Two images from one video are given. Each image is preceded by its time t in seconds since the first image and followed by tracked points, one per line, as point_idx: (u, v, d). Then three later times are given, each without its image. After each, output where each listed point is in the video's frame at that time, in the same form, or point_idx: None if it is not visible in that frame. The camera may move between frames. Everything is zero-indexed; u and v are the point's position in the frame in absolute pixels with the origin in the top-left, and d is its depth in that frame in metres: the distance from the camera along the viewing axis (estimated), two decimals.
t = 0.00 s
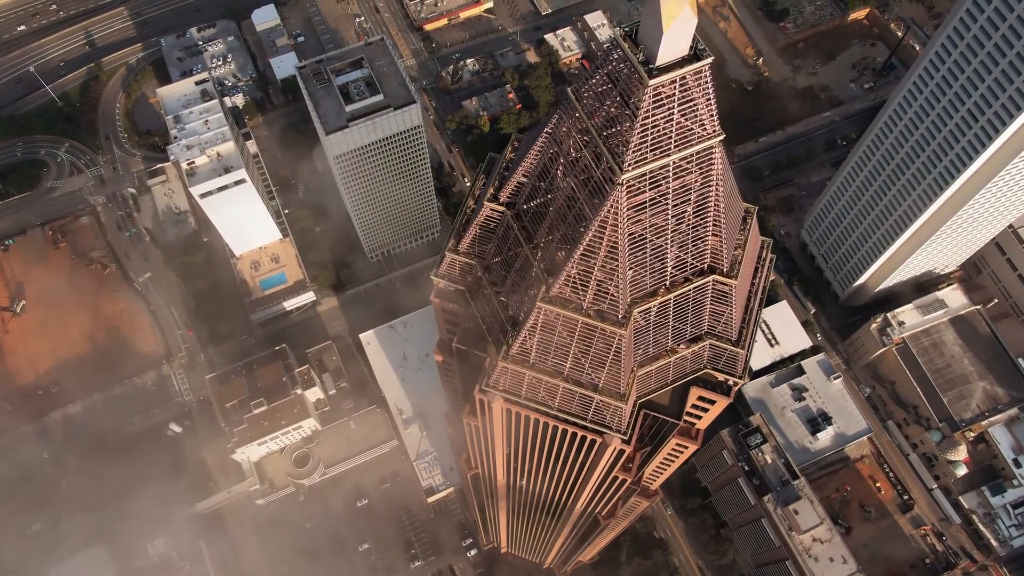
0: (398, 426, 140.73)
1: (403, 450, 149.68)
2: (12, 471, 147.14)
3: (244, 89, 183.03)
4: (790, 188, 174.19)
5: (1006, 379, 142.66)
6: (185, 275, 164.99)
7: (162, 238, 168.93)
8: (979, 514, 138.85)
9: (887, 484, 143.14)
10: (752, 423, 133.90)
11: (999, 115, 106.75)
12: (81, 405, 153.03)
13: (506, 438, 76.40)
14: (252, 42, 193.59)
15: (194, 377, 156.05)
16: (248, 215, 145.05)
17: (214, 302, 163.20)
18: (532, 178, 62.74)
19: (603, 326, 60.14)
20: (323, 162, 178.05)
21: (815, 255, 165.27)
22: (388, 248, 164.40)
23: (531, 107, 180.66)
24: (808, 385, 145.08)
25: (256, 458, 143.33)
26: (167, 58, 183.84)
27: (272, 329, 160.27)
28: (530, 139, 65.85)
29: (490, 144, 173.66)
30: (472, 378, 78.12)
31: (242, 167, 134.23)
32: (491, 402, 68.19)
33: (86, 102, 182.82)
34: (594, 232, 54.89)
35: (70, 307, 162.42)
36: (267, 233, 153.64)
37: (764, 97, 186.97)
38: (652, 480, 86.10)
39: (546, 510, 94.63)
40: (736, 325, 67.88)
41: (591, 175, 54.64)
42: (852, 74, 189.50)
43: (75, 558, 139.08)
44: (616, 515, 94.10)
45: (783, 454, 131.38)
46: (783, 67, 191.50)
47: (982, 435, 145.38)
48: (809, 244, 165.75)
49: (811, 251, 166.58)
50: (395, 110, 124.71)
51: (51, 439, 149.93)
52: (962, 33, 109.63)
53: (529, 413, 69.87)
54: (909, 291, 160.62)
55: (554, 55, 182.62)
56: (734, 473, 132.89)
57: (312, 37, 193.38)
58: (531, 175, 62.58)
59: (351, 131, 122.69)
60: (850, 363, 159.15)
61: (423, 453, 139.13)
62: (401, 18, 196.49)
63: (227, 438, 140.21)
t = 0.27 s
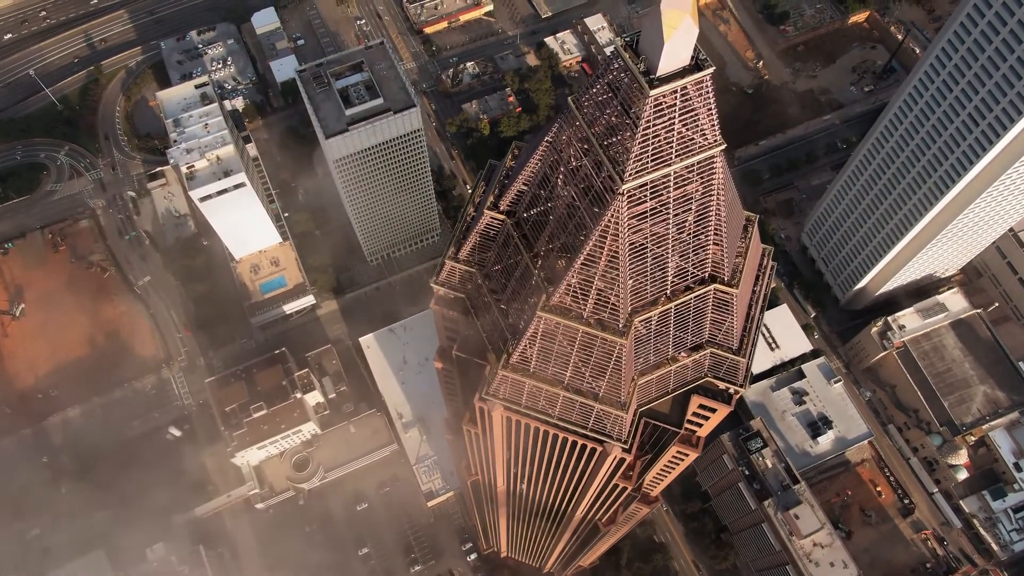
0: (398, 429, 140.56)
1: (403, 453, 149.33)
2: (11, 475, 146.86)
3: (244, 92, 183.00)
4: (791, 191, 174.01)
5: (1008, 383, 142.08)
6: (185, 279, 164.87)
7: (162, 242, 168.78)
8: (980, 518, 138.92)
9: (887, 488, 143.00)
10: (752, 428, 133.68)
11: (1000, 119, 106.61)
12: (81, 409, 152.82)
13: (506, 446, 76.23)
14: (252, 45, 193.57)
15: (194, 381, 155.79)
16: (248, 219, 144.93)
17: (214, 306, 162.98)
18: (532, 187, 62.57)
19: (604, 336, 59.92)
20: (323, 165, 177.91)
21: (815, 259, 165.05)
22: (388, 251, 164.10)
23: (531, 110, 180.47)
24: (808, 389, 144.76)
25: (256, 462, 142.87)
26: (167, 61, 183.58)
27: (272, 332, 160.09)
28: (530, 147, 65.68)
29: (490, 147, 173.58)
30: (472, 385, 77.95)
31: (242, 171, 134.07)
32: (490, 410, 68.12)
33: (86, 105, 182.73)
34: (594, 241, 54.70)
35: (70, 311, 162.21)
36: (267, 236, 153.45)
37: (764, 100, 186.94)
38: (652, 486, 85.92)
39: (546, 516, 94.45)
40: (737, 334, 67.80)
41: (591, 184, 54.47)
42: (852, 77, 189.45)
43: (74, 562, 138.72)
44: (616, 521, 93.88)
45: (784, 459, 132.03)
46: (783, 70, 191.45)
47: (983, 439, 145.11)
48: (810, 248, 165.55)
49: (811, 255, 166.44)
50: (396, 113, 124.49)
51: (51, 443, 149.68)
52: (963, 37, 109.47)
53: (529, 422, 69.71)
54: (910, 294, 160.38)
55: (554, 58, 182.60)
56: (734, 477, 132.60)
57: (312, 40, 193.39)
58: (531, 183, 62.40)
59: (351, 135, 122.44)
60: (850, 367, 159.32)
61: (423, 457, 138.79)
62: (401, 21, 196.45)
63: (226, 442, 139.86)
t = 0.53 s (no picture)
0: (398, 433, 140.37)
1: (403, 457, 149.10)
2: (11, 478, 146.65)
3: (244, 95, 182.90)
4: (791, 194, 173.94)
5: (1008, 386, 142.15)
6: (185, 282, 164.82)
7: (161, 244, 168.67)
8: (981, 521, 137.67)
9: (889, 491, 143.01)
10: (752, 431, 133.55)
11: (1001, 123, 106.59)
12: (80, 412, 152.62)
13: (506, 452, 76.18)
14: (252, 47, 193.54)
15: (193, 384, 155.55)
16: (248, 222, 144.88)
17: (214, 308, 162.82)
18: (532, 194, 62.50)
19: (604, 343, 59.83)
20: (323, 168, 177.75)
21: (816, 262, 164.88)
22: (388, 254, 163.77)
23: (531, 112, 180.34)
24: (809, 393, 144.68)
25: (256, 465, 142.70)
26: (167, 63, 183.52)
27: (272, 335, 159.87)
28: (530, 154, 65.60)
29: (490, 150, 173.51)
30: (472, 391, 77.89)
31: (242, 174, 133.90)
32: (490, 417, 68.07)
33: (86, 107, 182.67)
34: (595, 249, 54.58)
35: (70, 314, 162.03)
36: (267, 240, 153.35)
37: (765, 103, 186.88)
38: (652, 491, 85.86)
39: (546, 521, 94.26)
40: (738, 341, 67.81)
41: (592, 192, 54.33)
42: (852, 79, 189.37)
43: (73, 566, 138.45)
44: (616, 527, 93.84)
45: (784, 462, 131.53)
46: (783, 72, 191.35)
47: (983, 442, 144.85)
48: (810, 251, 165.42)
49: (812, 258, 166.33)
50: (396, 117, 124.44)
51: (50, 446, 149.44)
52: (964, 40, 109.42)
53: (529, 429, 69.63)
54: (910, 297, 160.25)
55: (554, 60, 182.50)
56: (735, 481, 132.37)
57: (312, 43, 193.30)
58: (532, 190, 62.33)
59: (352, 138, 122.38)
60: (851, 369, 158.91)
61: (423, 460, 138.69)
62: (401, 23, 196.38)
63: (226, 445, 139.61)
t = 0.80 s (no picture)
0: (398, 436, 140.15)
1: (403, 460, 148.77)
2: (10, 481, 146.40)
3: (244, 98, 182.83)
4: (791, 197, 173.83)
5: (1008, 389, 141.96)
6: (185, 284, 164.80)
7: (161, 247, 168.52)
8: (981, 525, 138.15)
9: (889, 495, 142.47)
10: (753, 435, 133.26)
11: (1001, 126, 106.53)
12: (80, 415, 152.44)
13: (506, 459, 76.14)
14: (252, 50, 193.48)
15: (193, 387, 155.24)
16: (248, 225, 144.74)
17: (213, 311, 162.72)
18: (532, 202, 62.38)
19: (604, 351, 59.71)
20: (323, 171, 177.58)
21: (816, 265, 164.72)
22: (388, 257, 163.52)
23: (531, 115, 180.24)
24: (809, 396, 144.55)
25: (255, 468, 142.58)
26: (167, 66, 183.58)
27: (272, 338, 159.73)
28: (530, 162, 65.46)
29: (489, 153, 173.46)
30: (472, 398, 77.85)
31: (242, 177, 133.75)
32: (490, 425, 68.01)
33: (86, 110, 182.54)
34: (596, 257, 54.39)
35: (69, 316, 161.82)
36: (267, 243, 153.30)
37: (765, 105, 186.83)
38: (653, 497, 85.73)
39: (546, 526, 94.07)
40: (739, 348, 67.73)
41: (593, 200, 54.18)
42: (852, 82, 189.31)
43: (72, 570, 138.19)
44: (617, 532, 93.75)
45: (785, 465, 131.04)
46: (783, 75, 191.27)
47: (984, 446, 144.77)
48: (811, 254, 165.26)
49: (812, 261, 166.27)
50: (395, 120, 124.33)
51: (49, 449, 149.22)
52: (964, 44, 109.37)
53: (529, 436, 69.57)
54: (911, 300, 160.03)
55: (553, 63, 182.47)
56: (736, 484, 132.03)
57: (312, 45, 193.23)
58: (532, 198, 62.20)
59: (351, 141, 122.26)
60: (851, 372, 158.45)
61: (423, 464, 138.86)
62: (401, 26, 196.36)
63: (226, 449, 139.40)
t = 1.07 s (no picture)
0: (398, 440, 139.98)
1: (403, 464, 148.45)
2: (9, 485, 146.10)
3: (244, 101, 182.76)
4: (791, 200, 173.64)
5: (1009, 393, 141.67)
6: (185, 288, 164.72)
7: (161, 251, 168.36)
8: (982, 530, 137.92)
9: (889, 499, 142.45)
10: (754, 439, 132.82)
11: (1002, 130, 106.52)
12: (79, 419, 152.16)
13: (506, 466, 75.93)
14: (252, 52, 193.38)
15: (192, 390, 154.99)
16: (248, 228, 144.52)
17: (213, 314, 162.55)
18: (533, 210, 62.32)
19: (605, 361, 59.63)
20: (322, 173, 177.36)
21: (816, 268, 164.47)
22: (387, 260, 163.25)
23: (531, 118, 180.12)
24: (810, 400, 144.18)
25: (255, 472, 142.22)
26: (167, 69, 183.48)
27: (272, 342, 159.50)
28: (530, 169, 65.39)
29: (490, 156, 173.28)
30: (472, 406, 77.68)
31: (241, 180, 133.60)
32: (490, 433, 67.88)
33: (86, 113, 182.43)
34: (596, 266, 54.32)
35: (69, 320, 161.62)
36: (267, 246, 153.13)
37: (765, 108, 186.74)
38: (654, 503, 85.54)
39: (547, 533, 93.79)
40: (740, 357, 67.67)
41: (593, 209, 54.07)
42: (852, 85, 189.19)
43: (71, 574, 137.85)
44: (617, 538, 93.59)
45: (786, 470, 131.16)
46: (783, 78, 191.17)
47: (985, 450, 144.67)
48: (811, 257, 165.02)
49: (812, 264, 166.12)
50: (395, 123, 124.14)
51: (49, 453, 148.95)
52: (965, 47, 109.35)
53: (530, 445, 69.40)
54: (911, 304, 159.80)
55: (554, 66, 182.45)
56: (736, 489, 131.72)
57: (312, 48, 193.14)
58: (532, 206, 62.11)
59: (351, 145, 122.13)
60: (852, 376, 157.99)
61: (423, 468, 138.74)
62: (402, 29, 196.35)
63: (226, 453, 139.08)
